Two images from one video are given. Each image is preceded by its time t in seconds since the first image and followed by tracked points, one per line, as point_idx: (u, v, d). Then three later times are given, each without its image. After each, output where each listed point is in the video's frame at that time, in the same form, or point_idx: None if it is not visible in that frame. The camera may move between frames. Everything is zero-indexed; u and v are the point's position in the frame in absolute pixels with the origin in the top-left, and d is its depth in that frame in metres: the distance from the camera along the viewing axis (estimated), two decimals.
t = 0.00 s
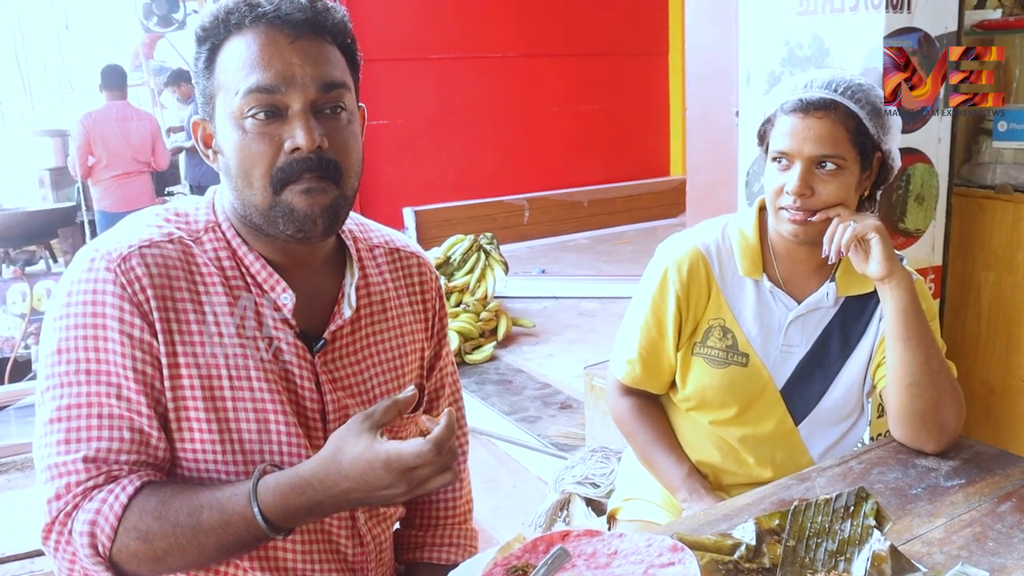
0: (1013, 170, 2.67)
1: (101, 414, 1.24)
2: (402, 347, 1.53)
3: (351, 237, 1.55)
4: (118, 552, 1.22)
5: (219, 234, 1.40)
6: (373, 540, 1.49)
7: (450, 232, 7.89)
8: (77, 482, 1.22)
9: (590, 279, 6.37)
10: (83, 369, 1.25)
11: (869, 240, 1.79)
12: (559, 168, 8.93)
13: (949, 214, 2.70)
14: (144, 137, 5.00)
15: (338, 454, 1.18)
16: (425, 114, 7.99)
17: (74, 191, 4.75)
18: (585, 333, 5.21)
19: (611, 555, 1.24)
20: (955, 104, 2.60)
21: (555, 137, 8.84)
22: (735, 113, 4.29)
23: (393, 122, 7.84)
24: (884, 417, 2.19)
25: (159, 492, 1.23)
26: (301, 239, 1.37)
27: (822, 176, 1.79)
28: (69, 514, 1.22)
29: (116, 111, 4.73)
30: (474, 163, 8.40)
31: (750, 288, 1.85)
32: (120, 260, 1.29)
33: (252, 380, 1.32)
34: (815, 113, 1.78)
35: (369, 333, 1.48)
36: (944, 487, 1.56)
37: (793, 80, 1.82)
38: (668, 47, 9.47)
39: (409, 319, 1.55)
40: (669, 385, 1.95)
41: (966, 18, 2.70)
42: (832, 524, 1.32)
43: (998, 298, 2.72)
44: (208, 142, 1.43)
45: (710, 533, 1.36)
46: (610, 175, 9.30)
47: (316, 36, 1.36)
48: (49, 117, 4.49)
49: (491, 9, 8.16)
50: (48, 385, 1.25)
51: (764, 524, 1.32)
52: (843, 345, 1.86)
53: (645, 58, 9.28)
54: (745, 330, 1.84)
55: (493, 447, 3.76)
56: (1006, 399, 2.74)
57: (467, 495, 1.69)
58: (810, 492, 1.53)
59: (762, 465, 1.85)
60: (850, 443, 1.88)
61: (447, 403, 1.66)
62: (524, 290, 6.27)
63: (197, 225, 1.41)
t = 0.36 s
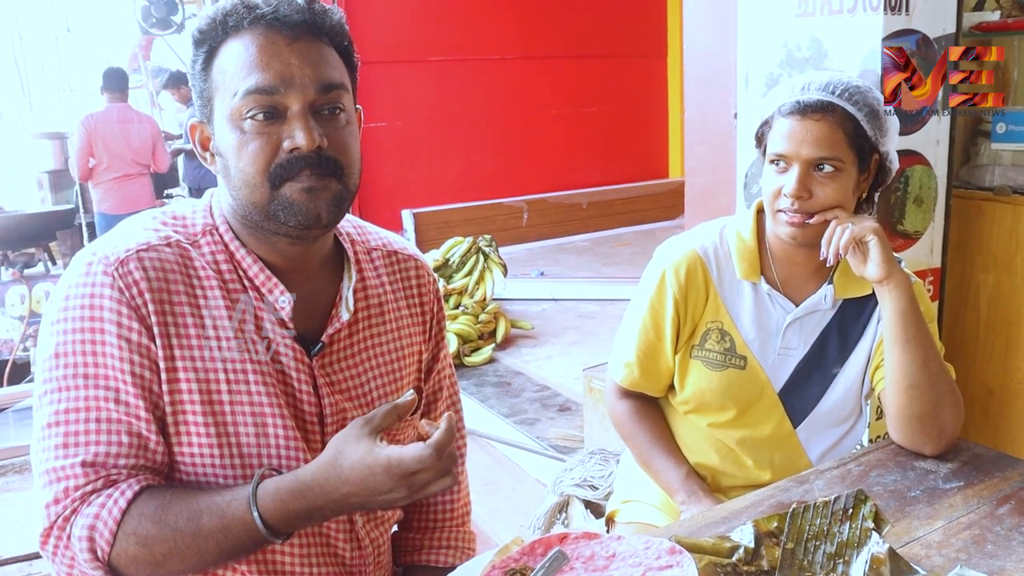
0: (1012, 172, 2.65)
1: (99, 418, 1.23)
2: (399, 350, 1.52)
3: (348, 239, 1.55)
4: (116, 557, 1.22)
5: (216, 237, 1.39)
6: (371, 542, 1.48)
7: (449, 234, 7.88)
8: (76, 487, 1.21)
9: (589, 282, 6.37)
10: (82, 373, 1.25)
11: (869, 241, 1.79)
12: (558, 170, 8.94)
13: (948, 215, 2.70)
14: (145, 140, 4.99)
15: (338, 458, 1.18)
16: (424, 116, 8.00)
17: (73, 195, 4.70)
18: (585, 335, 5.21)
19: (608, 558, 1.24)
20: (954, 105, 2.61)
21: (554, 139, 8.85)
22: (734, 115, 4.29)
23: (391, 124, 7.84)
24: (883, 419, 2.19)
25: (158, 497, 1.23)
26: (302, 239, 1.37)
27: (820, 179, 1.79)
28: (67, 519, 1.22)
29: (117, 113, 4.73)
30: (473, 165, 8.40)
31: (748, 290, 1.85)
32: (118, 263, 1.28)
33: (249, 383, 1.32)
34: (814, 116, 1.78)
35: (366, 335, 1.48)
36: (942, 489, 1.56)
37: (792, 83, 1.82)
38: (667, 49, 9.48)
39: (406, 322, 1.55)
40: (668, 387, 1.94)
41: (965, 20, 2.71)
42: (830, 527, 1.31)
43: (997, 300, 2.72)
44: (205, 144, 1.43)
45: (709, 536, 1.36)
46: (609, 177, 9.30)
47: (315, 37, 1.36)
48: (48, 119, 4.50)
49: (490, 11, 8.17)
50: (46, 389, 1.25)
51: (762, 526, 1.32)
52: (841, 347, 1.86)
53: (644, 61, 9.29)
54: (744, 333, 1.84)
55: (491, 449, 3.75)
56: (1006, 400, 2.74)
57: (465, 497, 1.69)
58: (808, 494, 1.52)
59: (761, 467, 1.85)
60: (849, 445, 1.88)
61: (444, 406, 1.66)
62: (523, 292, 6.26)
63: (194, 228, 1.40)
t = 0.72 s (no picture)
0: (1013, 172, 2.66)
1: (97, 421, 1.23)
2: (398, 350, 1.52)
3: (346, 239, 1.55)
4: (116, 560, 1.22)
5: (214, 237, 1.39)
6: (370, 543, 1.48)
7: (450, 234, 7.87)
8: (74, 490, 1.21)
9: (590, 282, 6.36)
10: (80, 375, 1.24)
11: (871, 241, 1.78)
12: (559, 170, 8.93)
13: (949, 215, 2.70)
14: (148, 141, 4.97)
15: (339, 462, 1.18)
16: (425, 116, 8.00)
17: (74, 195, 4.71)
18: (586, 335, 5.21)
19: (608, 558, 1.24)
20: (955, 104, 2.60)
21: (555, 139, 8.84)
22: (734, 115, 4.29)
23: (392, 124, 7.85)
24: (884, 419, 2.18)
25: (157, 500, 1.23)
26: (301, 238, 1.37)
27: (821, 179, 1.79)
28: (66, 521, 1.22)
29: (120, 114, 4.72)
30: (474, 166, 8.39)
31: (749, 290, 1.85)
32: (114, 265, 1.28)
33: (248, 384, 1.32)
34: (815, 116, 1.77)
35: (365, 336, 1.48)
36: (943, 489, 1.55)
37: (793, 82, 1.82)
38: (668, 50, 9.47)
39: (404, 322, 1.55)
40: (668, 388, 1.94)
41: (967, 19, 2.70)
42: (831, 527, 1.31)
43: (998, 300, 2.72)
44: (203, 144, 1.43)
45: (709, 536, 1.36)
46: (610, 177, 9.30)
47: (311, 36, 1.36)
48: (48, 118, 4.50)
49: (491, 11, 8.17)
50: (44, 392, 1.24)
51: (762, 526, 1.31)
52: (842, 347, 1.85)
53: (645, 61, 9.29)
54: (745, 333, 1.83)
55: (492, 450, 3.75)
56: (1007, 401, 2.73)
57: (464, 497, 1.68)
58: (809, 494, 1.52)
59: (762, 467, 1.84)
60: (850, 446, 1.87)
61: (443, 405, 1.66)
62: (524, 292, 6.26)
63: (191, 228, 1.40)
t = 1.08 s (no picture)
0: (1015, 172, 2.66)
1: (94, 424, 1.23)
2: (396, 349, 1.52)
3: (344, 239, 1.55)
4: (114, 564, 1.21)
5: (210, 238, 1.39)
6: (369, 544, 1.48)
7: (450, 234, 7.88)
8: (72, 494, 1.21)
9: (592, 282, 6.36)
10: (76, 378, 1.24)
11: (875, 241, 1.78)
12: (560, 170, 8.93)
13: (951, 215, 2.70)
14: (148, 139, 4.97)
15: (338, 465, 1.18)
16: (426, 116, 7.99)
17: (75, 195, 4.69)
18: (587, 335, 5.21)
19: (610, 559, 1.23)
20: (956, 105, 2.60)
21: (556, 139, 8.84)
22: (736, 115, 4.29)
23: (393, 124, 7.84)
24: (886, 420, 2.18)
25: (156, 504, 1.22)
26: (300, 240, 1.37)
27: (825, 180, 1.79)
28: (64, 526, 1.22)
29: (120, 114, 4.74)
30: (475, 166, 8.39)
31: (751, 291, 1.85)
32: (110, 267, 1.28)
33: (245, 386, 1.32)
34: (819, 116, 1.77)
35: (363, 336, 1.48)
36: (945, 491, 1.55)
37: (796, 82, 1.82)
38: (669, 50, 9.46)
39: (403, 321, 1.55)
40: (670, 389, 1.94)
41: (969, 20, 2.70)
42: (833, 528, 1.30)
43: (1000, 301, 2.71)
44: (200, 143, 1.42)
45: (710, 537, 1.36)
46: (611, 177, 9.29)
47: (311, 34, 1.36)
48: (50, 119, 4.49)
49: (492, 11, 8.17)
50: (39, 395, 1.24)
51: (765, 527, 1.32)
52: (844, 348, 1.85)
53: (646, 61, 9.29)
54: (746, 334, 1.83)
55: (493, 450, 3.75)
56: (1009, 402, 2.73)
57: (463, 498, 1.68)
58: (811, 496, 1.52)
59: (763, 468, 1.84)
60: (851, 447, 1.87)
61: (442, 403, 1.66)
62: (525, 292, 6.26)
63: (187, 230, 1.40)
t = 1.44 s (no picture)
0: (1018, 171, 2.66)
1: (94, 434, 1.22)
2: (394, 346, 1.53)
3: (338, 237, 1.55)
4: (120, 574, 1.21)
5: (204, 242, 1.37)
6: (372, 544, 1.48)
7: (451, 234, 7.88)
8: (74, 505, 1.21)
9: (594, 281, 6.35)
10: (74, 389, 1.23)
11: (879, 242, 1.78)
12: (562, 170, 8.93)
13: (954, 214, 2.70)
14: (149, 139, 4.92)
15: (341, 466, 1.17)
16: (428, 115, 7.99)
17: (76, 195, 4.73)
18: (589, 334, 5.21)
19: (613, 559, 1.23)
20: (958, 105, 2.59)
21: (558, 138, 8.84)
22: (738, 114, 4.28)
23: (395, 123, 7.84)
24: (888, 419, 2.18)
25: (159, 513, 1.22)
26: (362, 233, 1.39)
27: (828, 179, 1.78)
28: (68, 537, 1.22)
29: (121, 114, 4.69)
30: (477, 165, 8.39)
31: (754, 290, 1.84)
32: (103, 275, 1.27)
33: (245, 390, 1.32)
34: (822, 115, 1.76)
35: (361, 333, 1.48)
36: (949, 490, 1.55)
37: (799, 82, 1.82)
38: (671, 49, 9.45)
39: (400, 316, 1.56)
40: (673, 388, 1.94)
41: (971, 19, 2.70)
42: (836, 528, 1.30)
43: (1003, 300, 2.71)
44: (243, 147, 1.31)
45: (713, 536, 1.36)
46: (613, 177, 9.29)
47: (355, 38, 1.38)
48: (51, 119, 4.49)
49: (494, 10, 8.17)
50: (37, 406, 1.23)
51: (768, 527, 1.32)
52: (848, 347, 1.85)
53: (648, 60, 9.28)
54: (749, 333, 1.83)
55: (495, 449, 3.75)
56: (1011, 401, 2.72)
57: (463, 497, 1.68)
58: (814, 495, 1.52)
59: (766, 468, 1.84)
60: (854, 446, 1.87)
61: (438, 398, 1.67)
62: (527, 292, 6.26)
63: (179, 233, 1.38)
